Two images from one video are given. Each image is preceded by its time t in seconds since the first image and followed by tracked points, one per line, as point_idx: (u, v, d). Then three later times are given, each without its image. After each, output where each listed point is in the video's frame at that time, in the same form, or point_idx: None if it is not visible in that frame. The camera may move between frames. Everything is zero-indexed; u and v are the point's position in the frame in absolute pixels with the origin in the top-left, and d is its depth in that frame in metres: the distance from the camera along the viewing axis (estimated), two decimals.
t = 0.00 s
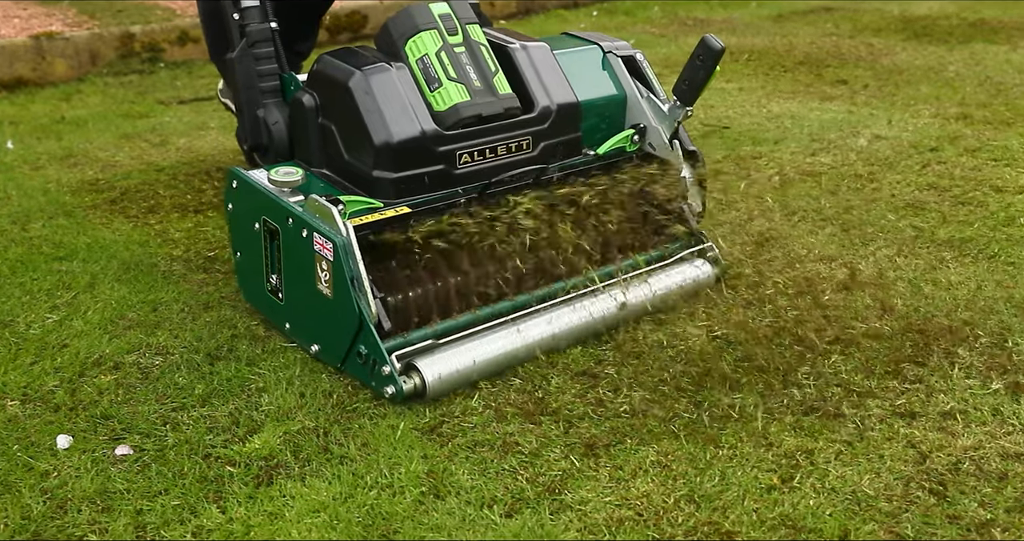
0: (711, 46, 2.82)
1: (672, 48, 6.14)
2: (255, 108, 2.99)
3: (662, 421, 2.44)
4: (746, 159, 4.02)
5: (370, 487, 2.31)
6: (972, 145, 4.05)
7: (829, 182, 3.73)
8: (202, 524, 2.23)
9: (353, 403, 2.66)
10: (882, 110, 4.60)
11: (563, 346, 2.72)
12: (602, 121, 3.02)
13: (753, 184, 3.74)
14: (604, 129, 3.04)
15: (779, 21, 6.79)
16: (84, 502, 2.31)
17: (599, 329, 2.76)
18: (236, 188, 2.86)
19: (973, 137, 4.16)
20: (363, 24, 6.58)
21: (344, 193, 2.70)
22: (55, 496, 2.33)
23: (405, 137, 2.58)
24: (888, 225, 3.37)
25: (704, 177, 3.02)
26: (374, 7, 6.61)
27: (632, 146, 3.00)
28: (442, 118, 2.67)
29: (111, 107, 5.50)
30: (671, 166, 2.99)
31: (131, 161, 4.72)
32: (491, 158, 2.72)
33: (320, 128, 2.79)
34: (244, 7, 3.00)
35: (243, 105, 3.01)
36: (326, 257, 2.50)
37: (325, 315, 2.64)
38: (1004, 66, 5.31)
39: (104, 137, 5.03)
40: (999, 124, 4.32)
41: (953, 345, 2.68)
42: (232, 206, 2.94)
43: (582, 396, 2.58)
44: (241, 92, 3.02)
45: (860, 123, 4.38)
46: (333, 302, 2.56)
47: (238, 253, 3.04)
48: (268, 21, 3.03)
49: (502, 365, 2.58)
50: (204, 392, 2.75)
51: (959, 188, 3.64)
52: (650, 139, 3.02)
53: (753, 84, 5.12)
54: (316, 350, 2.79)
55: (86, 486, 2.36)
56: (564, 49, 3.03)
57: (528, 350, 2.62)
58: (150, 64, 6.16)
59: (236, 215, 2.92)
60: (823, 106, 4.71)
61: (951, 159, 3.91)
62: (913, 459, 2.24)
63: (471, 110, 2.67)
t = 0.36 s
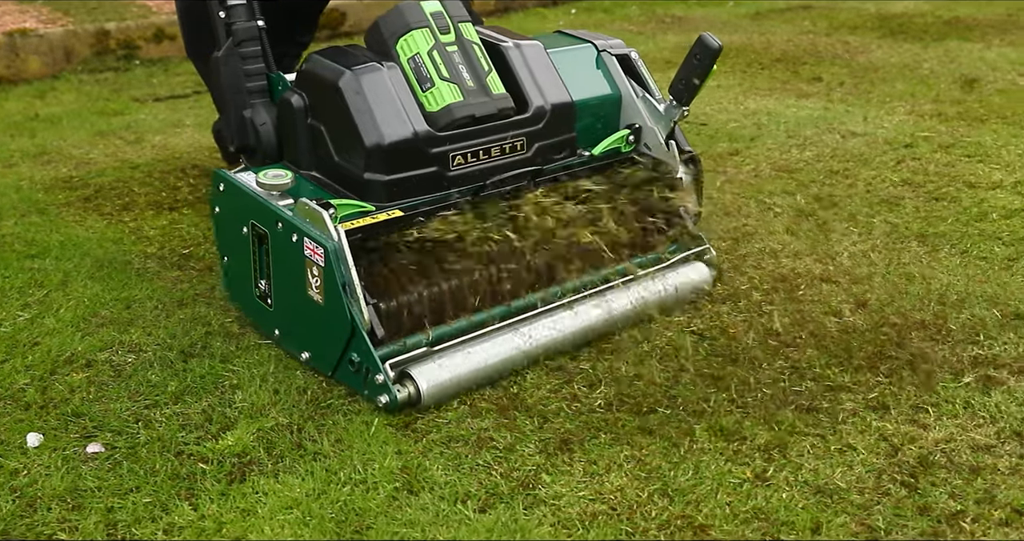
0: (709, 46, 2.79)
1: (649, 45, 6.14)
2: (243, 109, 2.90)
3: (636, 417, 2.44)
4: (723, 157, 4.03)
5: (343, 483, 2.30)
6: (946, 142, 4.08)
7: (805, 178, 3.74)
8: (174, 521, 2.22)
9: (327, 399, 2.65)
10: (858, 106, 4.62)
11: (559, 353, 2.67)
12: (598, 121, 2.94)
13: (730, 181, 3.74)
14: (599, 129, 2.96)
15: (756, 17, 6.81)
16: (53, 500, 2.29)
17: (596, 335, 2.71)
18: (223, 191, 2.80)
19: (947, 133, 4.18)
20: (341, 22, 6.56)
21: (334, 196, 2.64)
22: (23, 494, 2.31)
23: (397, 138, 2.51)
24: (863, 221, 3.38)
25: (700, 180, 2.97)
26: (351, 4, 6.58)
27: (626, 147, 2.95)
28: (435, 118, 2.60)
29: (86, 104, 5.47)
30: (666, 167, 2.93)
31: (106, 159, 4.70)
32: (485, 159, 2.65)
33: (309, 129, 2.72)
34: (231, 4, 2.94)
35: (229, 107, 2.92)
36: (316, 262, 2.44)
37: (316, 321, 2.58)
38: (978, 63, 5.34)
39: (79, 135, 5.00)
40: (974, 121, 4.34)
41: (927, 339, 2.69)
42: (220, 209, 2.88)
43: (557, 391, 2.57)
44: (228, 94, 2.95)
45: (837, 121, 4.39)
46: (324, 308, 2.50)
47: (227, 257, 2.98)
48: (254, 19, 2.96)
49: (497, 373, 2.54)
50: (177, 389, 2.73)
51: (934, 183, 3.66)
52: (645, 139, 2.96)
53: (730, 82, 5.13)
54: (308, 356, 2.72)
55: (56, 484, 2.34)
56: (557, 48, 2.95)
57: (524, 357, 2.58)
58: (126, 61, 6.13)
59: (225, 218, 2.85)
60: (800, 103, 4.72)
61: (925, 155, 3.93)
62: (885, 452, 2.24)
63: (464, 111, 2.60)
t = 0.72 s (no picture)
0: (708, 49, 2.77)
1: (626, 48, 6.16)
2: (231, 110, 2.86)
3: (610, 415, 2.45)
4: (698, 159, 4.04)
5: (316, 481, 2.30)
6: (920, 143, 4.11)
7: (781, 179, 3.76)
8: (144, 520, 2.20)
9: (301, 397, 2.65)
10: (834, 108, 4.65)
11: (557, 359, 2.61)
12: (592, 124, 2.90)
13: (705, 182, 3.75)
14: (593, 133, 2.92)
15: (734, 21, 6.84)
16: (22, 499, 2.27)
17: (595, 341, 2.65)
18: (211, 194, 2.74)
19: (921, 135, 4.21)
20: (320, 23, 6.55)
21: (325, 201, 2.57)
22: None
23: (390, 141, 2.44)
24: (838, 220, 3.40)
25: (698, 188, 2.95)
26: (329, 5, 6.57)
27: (623, 151, 2.90)
28: (428, 121, 2.53)
29: (61, 103, 5.44)
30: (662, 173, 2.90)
31: (81, 157, 4.67)
32: (479, 163, 2.59)
33: (299, 131, 2.65)
34: (219, 3, 2.86)
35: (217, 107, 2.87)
36: (308, 268, 2.38)
37: (305, 328, 2.53)
38: (954, 67, 5.38)
39: (54, 134, 4.97)
40: (949, 123, 4.38)
41: (902, 337, 2.71)
42: (207, 213, 2.81)
43: (531, 388, 2.56)
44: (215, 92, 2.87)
45: (813, 122, 4.41)
46: (315, 315, 2.44)
47: (214, 262, 2.91)
48: (242, 17, 2.90)
49: (492, 382, 2.48)
50: (149, 388, 2.72)
51: (909, 184, 3.68)
52: (641, 144, 2.92)
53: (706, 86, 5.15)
54: (296, 365, 2.66)
55: (24, 482, 2.32)
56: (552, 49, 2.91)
57: (521, 364, 2.52)
58: (102, 60, 6.11)
59: (212, 222, 2.79)
60: (776, 105, 4.73)
61: (900, 157, 3.96)
62: (857, 449, 2.25)
63: (459, 113, 2.53)
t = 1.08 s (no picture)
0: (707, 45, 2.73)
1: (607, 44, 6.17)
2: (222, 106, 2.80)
3: (589, 405, 2.45)
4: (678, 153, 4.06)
5: (295, 472, 2.30)
6: (898, 136, 4.14)
7: (760, 171, 3.78)
8: (122, 513, 2.20)
9: (280, 389, 2.65)
10: (813, 101, 4.68)
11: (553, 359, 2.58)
12: (589, 120, 2.85)
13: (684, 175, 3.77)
14: (590, 129, 2.87)
15: (715, 16, 6.87)
16: None
17: (591, 340, 2.62)
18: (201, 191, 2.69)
19: (899, 128, 4.25)
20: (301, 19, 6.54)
21: (318, 198, 2.53)
22: None
23: (384, 137, 2.40)
24: (816, 212, 3.42)
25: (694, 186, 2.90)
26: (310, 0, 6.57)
27: (619, 147, 2.85)
28: (423, 117, 2.48)
29: (40, 100, 5.42)
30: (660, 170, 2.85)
31: (60, 153, 4.65)
32: (475, 160, 2.54)
33: (292, 127, 2.59)
34: None
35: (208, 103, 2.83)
36: (301, 267, 2.34)
37: (299, 328, 2.48)
38: (930, 60, 5.43)
39: (33, 130, 4.95)
40: (927, 116, 4.41)
41: (880, 327, 2.73)
42: (196, 210, 2.76)
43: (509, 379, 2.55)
44: (205, 88, 2.83)
45: (792, 115, 4.44)
46: (309, 315, 2.40)
47: (202, 260, 2.86)
48: (233, 10, 2.86)
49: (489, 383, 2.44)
50: (128, 381, 2.72)
51: (886, 175, 3.71)
52: (638, 140, 2.87)
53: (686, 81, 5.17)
54: (289, 365, 2.62)
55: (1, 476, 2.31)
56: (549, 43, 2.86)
57: (517, 364, 2.48)
58: (82, 56, 6.09)
59: (201, 221, 2.74)
60: (756, 98, 4.76)
61: (878, 149, 3.99)
62: (833, 436, 2.27)
63: (455, 109, 2.48)
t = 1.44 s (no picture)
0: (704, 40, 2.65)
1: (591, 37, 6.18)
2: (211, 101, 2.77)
3: (571, 394, 2.45)
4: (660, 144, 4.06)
5: (275, 463, 2.30)
6: (879, 126, 4.16)
7: (741, 162, 3.79)
8: (101, 505, 2.19)
9: (261, 382, 2.65)
10: (794, 92, 4.69)
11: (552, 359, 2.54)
12: (585, 113, 2.77)
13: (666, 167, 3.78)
14: (586, 122, 2.79)
15: (697, 9, 6.89)
16: None
17: (590, 340, 2.59)
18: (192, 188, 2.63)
19: (880, 118, 4.26)
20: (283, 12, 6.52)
21: (311, 196, 2.47)
22: None
23: (378, 133, 2.35)
24: (797, 201, 3.43)
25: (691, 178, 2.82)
26: None
27: (616, 141, 2.78)
28: (418, 112, 2.45)
29: (20, 95, 5.39)
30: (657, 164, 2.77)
31: (39, 148, 4.63)
32: (471, 155, 2.49)
33: (283, 123, 2.55)
34: None
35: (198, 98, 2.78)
36: (295, 266, 2.28)
37: (294, 328, 2.42)
38: (910, 51, 5.45)
39: (13, 125, 4.92)
40: (907, 107, 4.43)
41: (860, 315, 2.74)
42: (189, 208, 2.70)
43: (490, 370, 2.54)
44: (194, 82, 2.78)
45: (774, 106, 4.45)
46: (304, 316, 2.35)
47: (195, 259, 2.80)
48: (222, 4, 2.83)
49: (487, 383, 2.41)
50: (108, 375, 2.71)
51: (866, 165, 3.73)
52: (635, 133, 2.80)
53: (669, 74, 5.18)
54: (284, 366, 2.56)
55: None
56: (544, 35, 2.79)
57: (516, 364, 2.44)
58: (63, 51, 6.06)
59: (194, 218, 2.68)
60: (738, 89, 4.77)
61: (859, 139, 4.01)
62: (813, 423, 2.28)
63: (450, 104, 2.45)
